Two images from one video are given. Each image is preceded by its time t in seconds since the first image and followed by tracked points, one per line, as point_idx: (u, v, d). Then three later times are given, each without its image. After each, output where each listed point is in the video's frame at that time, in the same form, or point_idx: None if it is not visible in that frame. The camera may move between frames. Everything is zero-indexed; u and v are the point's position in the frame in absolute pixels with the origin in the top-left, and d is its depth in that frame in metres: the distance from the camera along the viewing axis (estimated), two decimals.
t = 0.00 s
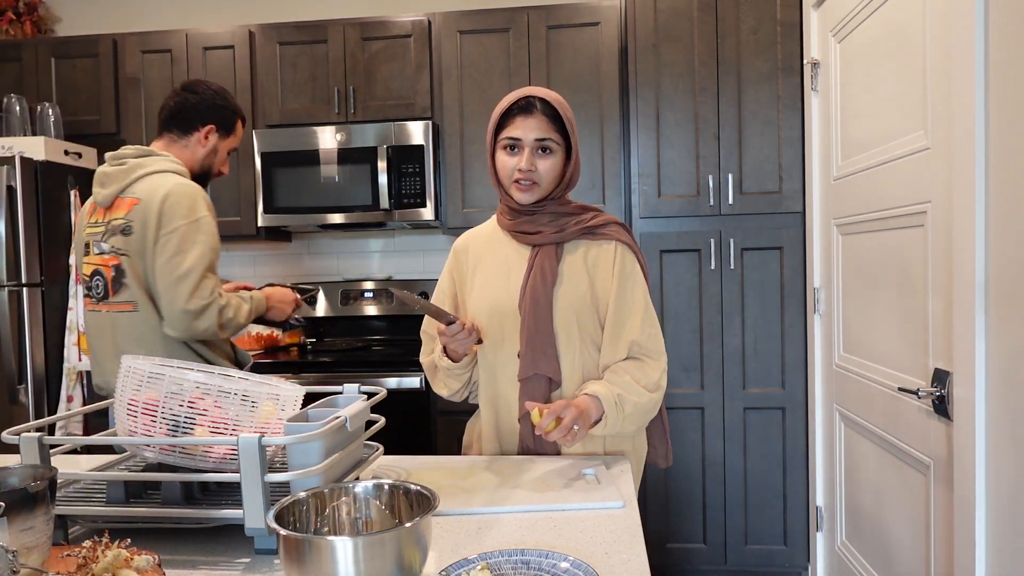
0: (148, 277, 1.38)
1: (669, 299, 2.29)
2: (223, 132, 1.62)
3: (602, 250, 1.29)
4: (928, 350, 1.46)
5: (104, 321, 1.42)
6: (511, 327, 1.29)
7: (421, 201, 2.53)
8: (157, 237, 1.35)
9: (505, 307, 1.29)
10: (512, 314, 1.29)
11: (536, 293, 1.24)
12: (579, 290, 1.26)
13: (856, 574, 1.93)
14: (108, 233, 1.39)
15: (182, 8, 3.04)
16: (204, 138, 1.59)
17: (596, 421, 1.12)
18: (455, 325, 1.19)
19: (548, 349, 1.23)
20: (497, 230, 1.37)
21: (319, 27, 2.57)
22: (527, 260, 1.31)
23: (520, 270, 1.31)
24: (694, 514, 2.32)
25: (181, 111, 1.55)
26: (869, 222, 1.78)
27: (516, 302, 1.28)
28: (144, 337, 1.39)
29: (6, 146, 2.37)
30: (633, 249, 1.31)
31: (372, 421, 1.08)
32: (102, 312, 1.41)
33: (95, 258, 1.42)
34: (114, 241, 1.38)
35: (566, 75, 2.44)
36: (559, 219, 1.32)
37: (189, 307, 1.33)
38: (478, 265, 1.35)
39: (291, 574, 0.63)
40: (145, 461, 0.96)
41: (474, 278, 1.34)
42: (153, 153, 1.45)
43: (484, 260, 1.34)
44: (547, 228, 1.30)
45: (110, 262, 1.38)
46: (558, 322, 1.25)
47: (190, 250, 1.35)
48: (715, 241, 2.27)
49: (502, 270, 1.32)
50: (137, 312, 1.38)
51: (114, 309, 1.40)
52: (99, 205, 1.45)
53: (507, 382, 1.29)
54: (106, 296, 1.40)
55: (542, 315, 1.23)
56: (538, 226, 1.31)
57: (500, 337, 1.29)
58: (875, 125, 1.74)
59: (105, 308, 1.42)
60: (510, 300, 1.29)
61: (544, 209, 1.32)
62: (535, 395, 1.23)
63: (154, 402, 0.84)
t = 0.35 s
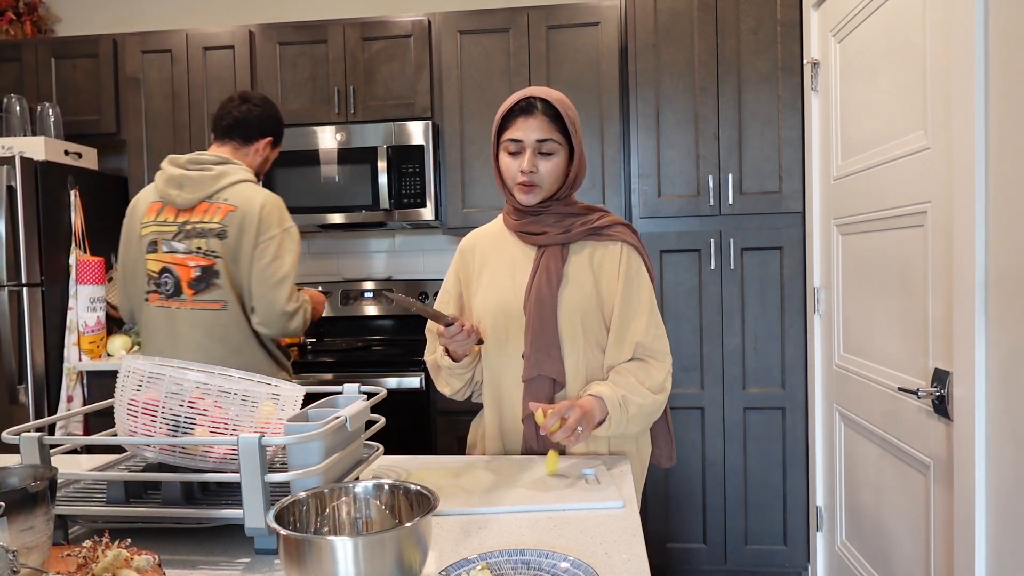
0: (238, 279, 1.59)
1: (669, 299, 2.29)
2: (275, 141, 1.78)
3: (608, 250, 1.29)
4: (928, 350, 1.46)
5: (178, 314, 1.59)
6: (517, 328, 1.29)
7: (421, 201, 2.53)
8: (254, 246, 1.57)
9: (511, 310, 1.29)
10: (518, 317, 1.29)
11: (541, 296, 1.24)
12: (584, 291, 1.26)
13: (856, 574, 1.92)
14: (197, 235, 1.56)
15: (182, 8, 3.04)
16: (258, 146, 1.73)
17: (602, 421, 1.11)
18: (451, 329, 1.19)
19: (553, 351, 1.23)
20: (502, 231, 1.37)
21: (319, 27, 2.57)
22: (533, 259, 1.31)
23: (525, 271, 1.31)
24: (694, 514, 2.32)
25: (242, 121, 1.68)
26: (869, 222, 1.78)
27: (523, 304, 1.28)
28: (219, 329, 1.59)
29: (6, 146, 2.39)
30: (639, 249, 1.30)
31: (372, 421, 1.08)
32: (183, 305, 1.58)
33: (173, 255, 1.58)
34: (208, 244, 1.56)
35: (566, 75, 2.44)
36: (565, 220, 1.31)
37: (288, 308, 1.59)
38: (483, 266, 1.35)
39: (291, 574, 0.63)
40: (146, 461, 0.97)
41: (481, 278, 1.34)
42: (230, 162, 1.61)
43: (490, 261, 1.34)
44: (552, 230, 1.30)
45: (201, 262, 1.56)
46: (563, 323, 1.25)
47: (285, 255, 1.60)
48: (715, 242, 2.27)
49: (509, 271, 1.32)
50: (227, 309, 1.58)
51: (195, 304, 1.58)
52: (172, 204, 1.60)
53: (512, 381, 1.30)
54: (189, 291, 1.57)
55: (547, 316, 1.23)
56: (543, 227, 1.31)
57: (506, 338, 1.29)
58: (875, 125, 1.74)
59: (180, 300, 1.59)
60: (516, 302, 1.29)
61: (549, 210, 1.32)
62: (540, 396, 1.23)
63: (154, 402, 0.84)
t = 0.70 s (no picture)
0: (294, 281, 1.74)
1: (669, 299, 2.29)
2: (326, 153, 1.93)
3: (610, 251, 1.28)
4: (928, 350, 1.46)
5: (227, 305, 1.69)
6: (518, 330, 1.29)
7: (421, 201, 2.53)
8: (318, 255, 1.74)
9: (511, 314, 1.29)
10: (519, 320, 1.28)
11: (540, 300, 1.24)
12: (585, 292, 1.26)
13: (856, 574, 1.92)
14: (263, 234, 1.70)
15: (182, 7, 3.04)
16: (315, 158, 1.88)
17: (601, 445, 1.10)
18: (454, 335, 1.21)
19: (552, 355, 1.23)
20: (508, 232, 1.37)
21: (319, 27, 2.57)
22: (535, 259, 1.31)
23: (527, 273, 1.31)
24: (694, 514, 2.32)
25: (307, 133, 1.83)
26: (869, 222, 1.78)
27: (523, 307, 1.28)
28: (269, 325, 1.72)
29: (6, 147, 2.39)
30: (642, 249, 1.29)
31: (372, 421, 1.08)
32: (234, 295, 1.68)
33: (233, 246, 1.69)
34: (273, 244, 1.69)
35: (566, 75, 2.44)
36: (568, 221, 1.31)
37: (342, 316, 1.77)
38: (486, 267, 1.35)
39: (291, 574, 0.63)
40: (146, 461, 0.97)
41: (484, 280, 1.34)
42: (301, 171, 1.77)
43: (492, 262, 1.34)
44: (554, 233, 1.30)
45: (262, 259, 1.68)
46: (563, 325, 1.25)
47: (342, 268, 1.78)
48: (715, 242, 2.27)
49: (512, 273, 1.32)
50: (279, 308, 1.71)
51: (247, 297, 1.68)
52: (239, 199, 1.72)
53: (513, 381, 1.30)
54: (242, 284, 1.68)
55: (547, 317, 1.23)
56: (545, 230, 1.31)
57: (506, 338, 1.29)
58: (875, 125, 1.74)
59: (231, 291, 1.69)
60: (515, 306, 1.29)
61: (551, 213, 1.32)
62: (538, 399, 1.23)
63: (154, 402, 0.84)
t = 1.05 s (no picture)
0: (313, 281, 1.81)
1: (669, 299, 2.29)
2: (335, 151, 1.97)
3: (610, 252, 1.28)
4: (928, 350, 1.46)
5: (248, 303, 1.75)
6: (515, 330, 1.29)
7: (421, 201, 2.53)
8: (339, 256, 1.83)
9: (509, 312, 1.29)
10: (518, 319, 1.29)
11: (539, 299, 1.24)
12: (584, 292, 1.26)
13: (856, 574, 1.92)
14: (286, 235, 1.77)
15: (182, 7, 3.04)
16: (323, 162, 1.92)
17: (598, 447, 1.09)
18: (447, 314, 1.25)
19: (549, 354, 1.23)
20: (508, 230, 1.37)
21: (319, 27, 2.57)
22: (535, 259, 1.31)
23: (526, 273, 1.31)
24: (694, 514, 2.32)
25: (324, 139, 1.86)
26: (869, 222, 1.78)
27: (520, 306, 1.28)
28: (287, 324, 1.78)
29: (6, 147, 2.39)
30: (642, 250, 1.29)
31: (372, 421, 1.07)
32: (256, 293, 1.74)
33: (257, 246, 1.75)
34: (297, 245, 1.77)
35: (566, 75, 2.44)
36: (566, 219, 1.31)
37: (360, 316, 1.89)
38: (485, 265, 1.36)
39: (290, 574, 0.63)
40: (146, 461, 0.97)
41: (482, 278, 1.35)
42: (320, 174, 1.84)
43: (491, 261, 1.35)
44: (551, 231, 1.29)
45: (286, 260, 1.75)
46: (561, 324, 1.25)
47: (358, 269, 1.88)
48: (715, 242, 2.27)
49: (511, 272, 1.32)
50: (301, 307, 1.78)
51: (268, 296, 1.75)
52: (262, 199, 1.77)
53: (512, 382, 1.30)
54: (265, 283, 1.74)
55: (544, 316, 1.23)
56: (543, 228, 1.31)
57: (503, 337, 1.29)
58: (875, 126, 1.74)
59: (253, 289, 1.75)
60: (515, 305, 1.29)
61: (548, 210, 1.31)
62: (534, 399, 1.23)
63: (154, 402, 0.84)
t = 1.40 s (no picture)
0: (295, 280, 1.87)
1: (668, 299, 2.29)
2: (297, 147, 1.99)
3: (601, 252, 1.27)
4: (928, 350, 1.46)
5: (234, 309, 1.82)
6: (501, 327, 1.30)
7: (421, 201, 2.53)
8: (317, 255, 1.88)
9: (498, 306, 1.30)
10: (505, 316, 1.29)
11: (526, 296, 1.24)
12: (574, 293, 1.25)
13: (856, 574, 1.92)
14: (265, 240, 1.82)
15: (181, 7, 3.04)
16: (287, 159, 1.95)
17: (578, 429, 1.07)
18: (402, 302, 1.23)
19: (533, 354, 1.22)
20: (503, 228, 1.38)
21: (319, 27, 2.57)
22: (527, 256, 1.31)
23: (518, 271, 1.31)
24: (694, 514, 2.32)
25: (284, 136, 1.89)
26: (869, 222, 1.78)
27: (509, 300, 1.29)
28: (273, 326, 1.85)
29: (6, 147, 2.39)
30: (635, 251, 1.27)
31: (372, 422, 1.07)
32: (242, 300, 1.81)
33: (237, 254, 1.80)
34: (277, 248, 1.82)
35: (566, 75, 2.44)
36: (561, 217, 1.31)
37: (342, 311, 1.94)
38: (480, 265, 1.36)
39: (291, 574, 0.63)
40: (146, 461, 0.97)
41: (477, 275, 1.36)
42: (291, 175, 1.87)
43: (487, 259, 1.35)
44: (545, 229, 1.29)
45: (267, 264, 1.82)
46: (546, 325, 1.25)
47: (336, 263, 1.95)
48: (715, 242, 2.27)
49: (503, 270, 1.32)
50: (286, 308, 1.85)
51: (254, 300, 1.82)
52: (237, 207, 1.81)
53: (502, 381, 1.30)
54: (249, 288, 1.81)
55: (529, 316, 1.23)
56: (537, 226, 1.30)
57: (489, 336, 1.30)
58: (874, 126, 1.74)
59: (239, 296, 1.82)
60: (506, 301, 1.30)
61: (542, 208, 1.31)
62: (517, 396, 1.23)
63: (154, 402, 0.84)
